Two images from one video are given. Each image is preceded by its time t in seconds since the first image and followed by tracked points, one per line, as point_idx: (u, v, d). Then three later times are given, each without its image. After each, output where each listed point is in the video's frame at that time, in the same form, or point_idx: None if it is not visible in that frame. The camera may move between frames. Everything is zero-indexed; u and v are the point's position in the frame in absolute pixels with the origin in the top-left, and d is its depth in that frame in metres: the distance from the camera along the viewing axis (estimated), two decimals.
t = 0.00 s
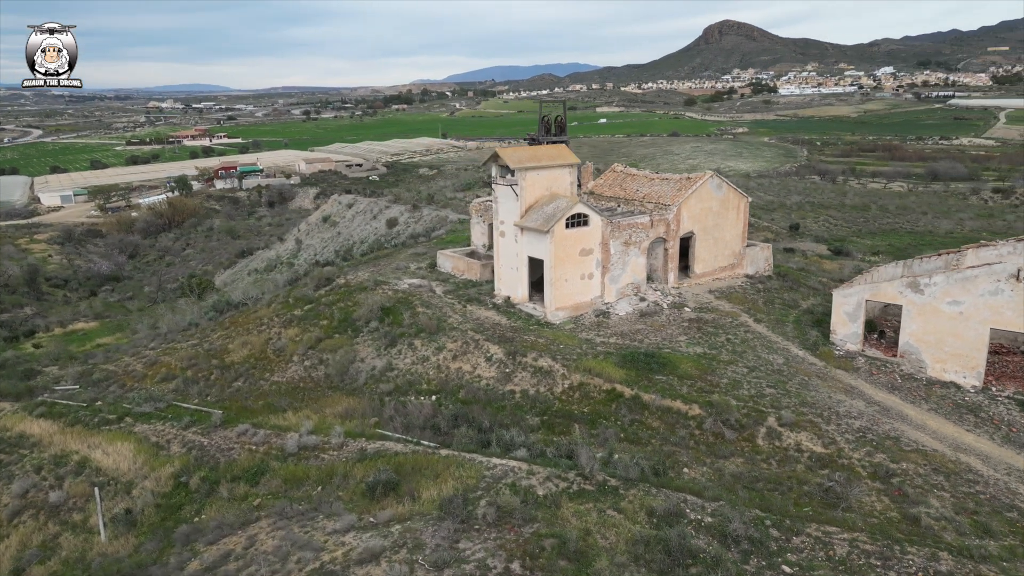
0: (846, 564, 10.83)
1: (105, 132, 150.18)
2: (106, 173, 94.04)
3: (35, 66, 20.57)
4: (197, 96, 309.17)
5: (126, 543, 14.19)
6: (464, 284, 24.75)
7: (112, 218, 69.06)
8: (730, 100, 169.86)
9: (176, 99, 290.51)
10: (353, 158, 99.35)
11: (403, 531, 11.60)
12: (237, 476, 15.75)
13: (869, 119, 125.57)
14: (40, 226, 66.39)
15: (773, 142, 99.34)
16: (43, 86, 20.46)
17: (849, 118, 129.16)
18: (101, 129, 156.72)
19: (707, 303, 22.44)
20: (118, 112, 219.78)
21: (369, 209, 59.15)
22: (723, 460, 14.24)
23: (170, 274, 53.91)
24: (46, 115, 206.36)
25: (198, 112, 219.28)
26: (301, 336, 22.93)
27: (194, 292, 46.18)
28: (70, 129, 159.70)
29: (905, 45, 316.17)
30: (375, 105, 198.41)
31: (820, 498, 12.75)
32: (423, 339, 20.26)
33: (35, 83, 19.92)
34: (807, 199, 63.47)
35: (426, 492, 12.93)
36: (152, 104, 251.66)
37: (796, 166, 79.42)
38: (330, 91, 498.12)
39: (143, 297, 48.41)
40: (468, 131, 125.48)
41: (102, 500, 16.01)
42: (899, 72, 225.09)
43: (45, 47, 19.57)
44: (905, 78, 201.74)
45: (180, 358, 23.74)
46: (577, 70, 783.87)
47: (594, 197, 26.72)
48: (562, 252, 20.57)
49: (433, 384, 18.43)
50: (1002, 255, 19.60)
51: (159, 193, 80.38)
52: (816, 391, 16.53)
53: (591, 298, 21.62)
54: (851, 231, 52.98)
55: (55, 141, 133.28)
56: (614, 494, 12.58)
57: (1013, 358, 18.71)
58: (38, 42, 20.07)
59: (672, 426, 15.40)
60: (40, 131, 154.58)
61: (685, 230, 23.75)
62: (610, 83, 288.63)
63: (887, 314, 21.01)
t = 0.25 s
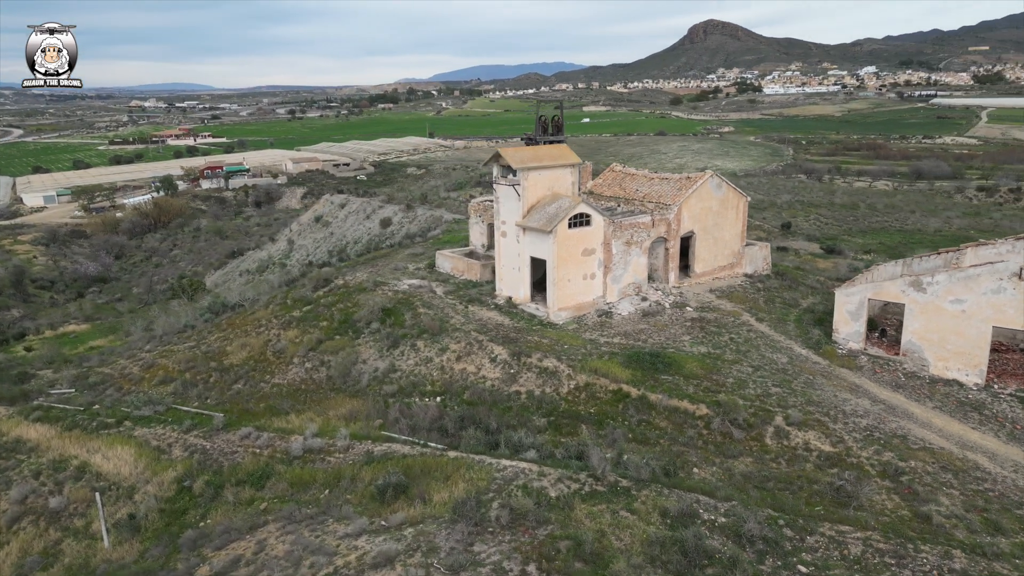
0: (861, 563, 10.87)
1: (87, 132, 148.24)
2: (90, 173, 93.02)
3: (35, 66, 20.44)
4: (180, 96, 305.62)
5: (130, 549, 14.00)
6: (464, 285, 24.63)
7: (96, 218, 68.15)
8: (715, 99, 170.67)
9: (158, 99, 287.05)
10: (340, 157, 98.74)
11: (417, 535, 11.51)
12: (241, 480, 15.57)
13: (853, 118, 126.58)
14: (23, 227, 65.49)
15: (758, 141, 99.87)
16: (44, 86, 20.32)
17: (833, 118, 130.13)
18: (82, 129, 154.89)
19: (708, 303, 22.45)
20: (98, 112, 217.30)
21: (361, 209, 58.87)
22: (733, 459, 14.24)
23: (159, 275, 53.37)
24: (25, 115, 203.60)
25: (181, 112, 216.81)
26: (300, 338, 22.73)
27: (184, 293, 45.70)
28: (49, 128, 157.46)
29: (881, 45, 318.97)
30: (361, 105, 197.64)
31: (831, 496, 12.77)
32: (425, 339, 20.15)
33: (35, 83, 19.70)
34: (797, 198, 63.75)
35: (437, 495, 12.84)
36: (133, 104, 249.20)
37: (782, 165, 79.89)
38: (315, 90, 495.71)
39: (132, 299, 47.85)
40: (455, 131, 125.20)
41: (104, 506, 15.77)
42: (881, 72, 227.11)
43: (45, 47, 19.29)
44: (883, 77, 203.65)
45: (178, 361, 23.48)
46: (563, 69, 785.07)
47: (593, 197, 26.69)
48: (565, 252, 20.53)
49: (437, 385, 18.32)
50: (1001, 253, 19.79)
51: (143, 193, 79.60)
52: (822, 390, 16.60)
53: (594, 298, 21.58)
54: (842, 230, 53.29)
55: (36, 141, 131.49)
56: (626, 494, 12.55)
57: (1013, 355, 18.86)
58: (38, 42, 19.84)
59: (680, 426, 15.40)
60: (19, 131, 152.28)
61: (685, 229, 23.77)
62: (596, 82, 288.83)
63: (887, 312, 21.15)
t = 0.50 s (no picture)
0: (876, 562, 10.88)
1: (69, 132, 146.42)
2: (74, 173, 92.06)
3: (35, 66, 20.47)
4: (163, 96, 302.27)
5: (135, 556, 13.80)
6: (465, 285, 24.54)
7: (81, 219, 67.27)
8: (701, 98, 171.39)
9: (141, 99, 283.95)
10: (327, 157, 98.13)
11: (430, 538, 11.43)
12: (247, 484, 15.41)
13: (837, 118, 127.57)
14: (7, 228, 64.67)
15: (744, 140, 100.35)
16: (44, 86, 20.34)
17: (817, 117, 131.07)
18: (63, 129, 153.10)
19: (710, 303, 22.48)
20: (80, 112, 214.81)
21: (354, 209, 58.59)
22: (742, 459, 14.24)
23: (148, 277, 52.86)
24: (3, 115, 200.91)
25: (164, 111, 214.53)
26: (301, 340, 22.54)
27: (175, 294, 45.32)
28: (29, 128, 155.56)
29: (865, 45, 321.84)
30: (347, 104, 196.81)
31: (842, 496, 12.80)
32: (428, 341, 20.05)
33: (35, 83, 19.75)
34: (787, 197, 64.06)
35: (449, 498, 12.76)
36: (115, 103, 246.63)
37: (769, 164, 80.25)
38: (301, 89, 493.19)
39: (121, 301, 47.36)
40: (443, 131, 125.00)
41: (106, 512, 15.56)
42: (865, 71, 229.07)
43: (46, 47, 19.32)
44: (867, 77, 205.44)
45: (176, 363, 23.23)
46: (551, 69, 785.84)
47: (592, 197, 26.65)
48: (568, 252, 20.49)
49: (441, 387, 18.22)
50: (1000, 253, 19.96)
51: (127, 193, 78.98)
52: (827, 389, 16.65)
53: (596, 298, 21.55)
54: (833, 228, 53.59)
55: (17, 141, 129.93)
56: (638, 496, 12.52)
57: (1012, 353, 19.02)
58: (38, 42, 19.85)
59: (688, 426, 15.39)
60: None
61: (686, 229, 23.79)
62: (583, 82, 289.03)
63: (887, 311, 21.28)
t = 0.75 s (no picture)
0: (890, 561, 10.92)
1: (49, 132, 144.34)
2: (57, 174, 91.01)
3: (35, 65, 21.11)
4: (145, 95, 298.35)
5: (141, 562, 13.62)
6: (465, 286, 24.43)
7: (64, 220, 66.34)
8: (686, 98, 172.04)
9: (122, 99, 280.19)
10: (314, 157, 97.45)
11: (444, 541, 11.37)
12: (252, 488, 15.26)
13: (821, 117, 128.51)
14: None
15: (730, 139, 100.78)
16: (43, 85, 20.99)
17: (802, 116, 131.95)
18: (43, 128, 151.22)
19: (711, 302, 22.52)
20: (59, 111, 212.35)
21: (346, 209, 58.31)
22: (751, 459, 14.25)
23: (137, 278, 52.31)
24: None
25: (145, 110, 211.89)
26: (301, 341, 22.35)
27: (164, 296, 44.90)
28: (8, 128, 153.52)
29: (849, 44, 324.45)
30: (332, 103, 195.84)
31: (852, 494, 12.84)
32: (431, 342, 19.95)
33: (35, 82, 20.47)
34: (776, 196, 64.33)
35: (460, 500, 12.69)
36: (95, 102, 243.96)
37: (755, 163, 80.56)
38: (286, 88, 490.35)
39: (110, 303, 46.85)
40: (430, 130, 124.68)
41: (109, 517, 15.35)
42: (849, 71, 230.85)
43: (46, 48, 20.06)
44: (850, 77, 207.12)
45: (173, 366, 22.98)
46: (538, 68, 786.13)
47: (591, 197, 26.63)
48: (571, 253, 20.45)
49: (446, 388, 18.13)
50: (999, 251, 20.13)
51: (112, 194, 78.17)
52: (832, 388, 16.72)
53: (598, 298, 21.53)
54: (824, 227, 53.90)
55: None
56: (650, 496, 12.49)
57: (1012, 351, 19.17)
58: (39, 42, 20.55)
59: (696, 426, 15.38)
60: None
61: (686, 229, 23.81)
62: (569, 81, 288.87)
63: (887, 309, 21.40)
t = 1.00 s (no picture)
0: (904, 559, 10.95)
1: (29, 131, 142.20)
2: (39, 174, 89.85)
3: (35, 66, 20.71)
4: (126, 94, 294.79)
5: (146, 569, 13.44)
6: (465, 287, 24.33)
7: (48, 221, 65.39)
8: (671, 97, 172.63)
9: (102, 98, 276.28)
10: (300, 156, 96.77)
11: (458, 544, 11.30)
12: (258, 492, 15.10)
13: (805, 116, 129.41)
14: None
15: (716, 138, 101.20)
16: (43, 86, 20.62)
17: (786, 116, 132.82)
18: (21, 127, 149.17)
19: (712, 301, 22.57)
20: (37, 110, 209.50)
21: (338, 210, 57.99)
22: (759, 458, 14.28)
23: (126, 280, 51.74)
24: None
25: (125, 108, 209.13)
26: (301, 343, 22.16)
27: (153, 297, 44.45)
28: None
29: (832, 44, 327.11)
30: (316, 102, 194.81)
31: (862, 493, 12.89)
32: (434, 343, 19.85)
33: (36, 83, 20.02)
34: (766, 195, 64.63)
35: (472, 502, 12.61)
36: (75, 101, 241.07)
37: (741, 163, 80.88)
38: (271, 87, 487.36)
39: (98, 305, 46.31)
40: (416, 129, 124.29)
41: (112, 523, 15.13)
42: (833, 71, 232.77)
43: (46, 48, 19.64)
44: (833, 76, 208.79)
45: (171, 369, 22.73)
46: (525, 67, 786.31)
47: (590, 197, 26.61)
48: (573, 253, 20.41)
49: (450, 390, 18.03)
50: (997, 250, 20.33)
51: (95, 194, 77.32)
52: (837, 386, 16.80)
53: (600, 298, 21.51)
54: (815, 226, 54.23)
55: None
56: (662, 497, 12.47)
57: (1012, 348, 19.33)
58: (38, 42, 20.15)
59: (703, 426, 15.39)
60: None
61: (686, 229, 23.85)
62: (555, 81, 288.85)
63: (887, 307, 21.54)
